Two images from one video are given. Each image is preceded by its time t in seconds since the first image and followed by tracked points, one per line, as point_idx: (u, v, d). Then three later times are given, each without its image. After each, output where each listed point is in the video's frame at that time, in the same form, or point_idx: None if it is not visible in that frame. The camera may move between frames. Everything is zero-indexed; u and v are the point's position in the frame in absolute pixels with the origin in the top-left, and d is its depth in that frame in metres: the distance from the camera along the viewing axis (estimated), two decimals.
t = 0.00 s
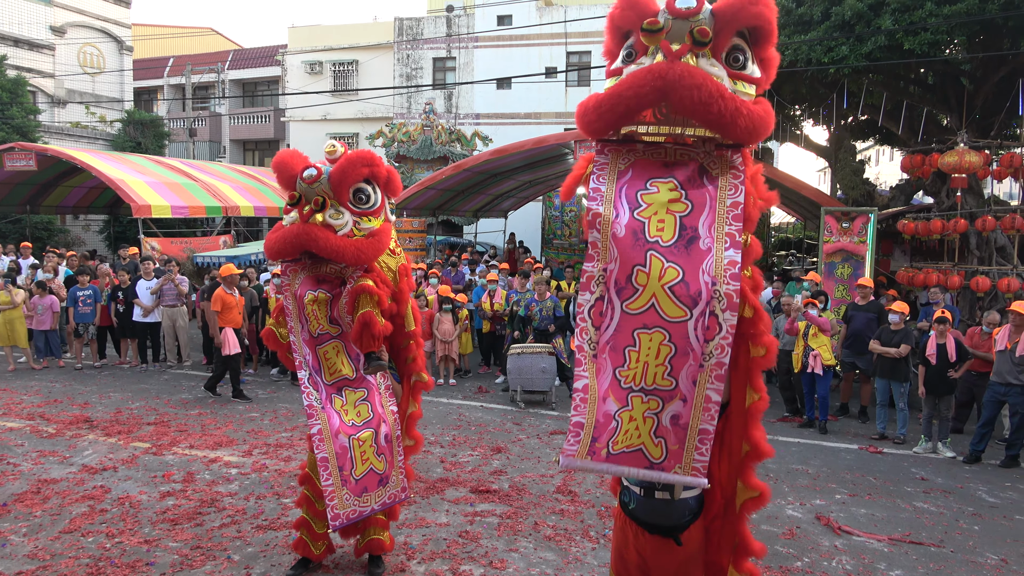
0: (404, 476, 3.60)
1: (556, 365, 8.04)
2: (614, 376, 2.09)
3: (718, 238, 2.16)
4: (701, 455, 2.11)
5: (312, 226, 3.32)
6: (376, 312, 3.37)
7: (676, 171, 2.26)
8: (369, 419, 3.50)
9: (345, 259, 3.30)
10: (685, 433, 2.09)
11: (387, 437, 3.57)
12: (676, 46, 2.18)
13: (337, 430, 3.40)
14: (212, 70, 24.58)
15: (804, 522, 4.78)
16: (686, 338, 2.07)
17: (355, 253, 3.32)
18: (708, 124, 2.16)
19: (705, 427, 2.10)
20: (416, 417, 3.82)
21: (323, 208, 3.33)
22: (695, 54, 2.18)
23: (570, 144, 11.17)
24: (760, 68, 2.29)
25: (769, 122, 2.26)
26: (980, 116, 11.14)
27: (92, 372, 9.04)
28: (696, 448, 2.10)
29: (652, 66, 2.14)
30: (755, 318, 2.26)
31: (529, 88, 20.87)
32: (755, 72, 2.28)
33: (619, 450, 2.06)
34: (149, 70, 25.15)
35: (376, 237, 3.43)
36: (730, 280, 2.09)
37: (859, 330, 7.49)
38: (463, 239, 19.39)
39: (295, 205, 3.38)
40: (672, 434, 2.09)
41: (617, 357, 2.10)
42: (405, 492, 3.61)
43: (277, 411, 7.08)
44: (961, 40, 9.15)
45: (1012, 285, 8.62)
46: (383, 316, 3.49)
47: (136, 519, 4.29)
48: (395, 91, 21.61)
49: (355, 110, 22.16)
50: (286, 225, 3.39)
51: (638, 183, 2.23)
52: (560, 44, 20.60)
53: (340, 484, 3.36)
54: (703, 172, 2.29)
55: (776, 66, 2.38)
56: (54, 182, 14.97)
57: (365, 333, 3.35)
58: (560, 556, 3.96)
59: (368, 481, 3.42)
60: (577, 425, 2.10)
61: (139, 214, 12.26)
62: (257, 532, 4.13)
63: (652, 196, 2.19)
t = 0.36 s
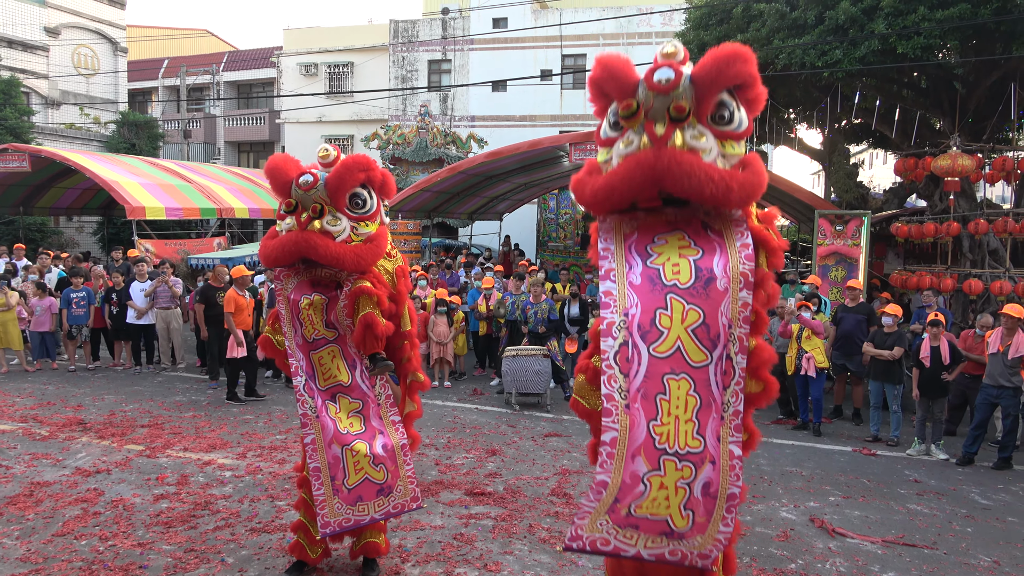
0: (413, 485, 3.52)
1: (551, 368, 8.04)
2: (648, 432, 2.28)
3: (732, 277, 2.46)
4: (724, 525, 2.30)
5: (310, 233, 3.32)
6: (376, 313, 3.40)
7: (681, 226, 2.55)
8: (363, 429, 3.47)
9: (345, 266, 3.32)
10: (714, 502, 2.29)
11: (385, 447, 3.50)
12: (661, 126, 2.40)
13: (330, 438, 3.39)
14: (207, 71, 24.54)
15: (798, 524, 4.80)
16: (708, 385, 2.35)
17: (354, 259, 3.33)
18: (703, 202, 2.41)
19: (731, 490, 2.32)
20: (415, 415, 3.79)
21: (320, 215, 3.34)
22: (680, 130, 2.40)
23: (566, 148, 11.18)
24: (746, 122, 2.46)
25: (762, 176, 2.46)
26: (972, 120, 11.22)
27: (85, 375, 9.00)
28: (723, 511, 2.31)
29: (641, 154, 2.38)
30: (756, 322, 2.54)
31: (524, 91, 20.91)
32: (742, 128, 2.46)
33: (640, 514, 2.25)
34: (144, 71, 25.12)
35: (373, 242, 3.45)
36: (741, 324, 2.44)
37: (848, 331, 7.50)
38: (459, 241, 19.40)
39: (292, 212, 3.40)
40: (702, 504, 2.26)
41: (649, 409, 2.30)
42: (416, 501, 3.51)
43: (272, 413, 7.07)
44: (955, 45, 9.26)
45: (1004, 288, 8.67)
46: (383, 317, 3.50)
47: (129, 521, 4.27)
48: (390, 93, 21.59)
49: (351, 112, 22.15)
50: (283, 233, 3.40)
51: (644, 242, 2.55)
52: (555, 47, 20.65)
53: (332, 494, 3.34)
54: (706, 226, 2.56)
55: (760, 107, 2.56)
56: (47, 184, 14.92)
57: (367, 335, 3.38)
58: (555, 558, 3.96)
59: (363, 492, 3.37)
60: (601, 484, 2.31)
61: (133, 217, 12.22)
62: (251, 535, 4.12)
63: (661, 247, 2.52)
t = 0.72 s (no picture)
0: (373, 508, 3.46)
1: (547, 370, 8.05)
2: (662, 453, 2.37)
3: (718, 311, 2.59)
4: (794, 525, 2.13)
5: (304, 235, 3.33)
6: (371, 318, 3.36)
7: (669, 255, 2.63)
8: (337, 443, 3.43)
9: (339, 267, 3.31)
10: (765, 502, 2.20)
11: (354, 465, 3.45)
12: (659, 138, 2.44)
13: (300, 451, 3.36)
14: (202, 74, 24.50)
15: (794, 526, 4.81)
16: (712, 409, 2.46)
17: (349, 261, 3.32)
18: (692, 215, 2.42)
19: (778, 492, 2.24)
20: (413, 417, 3.79)
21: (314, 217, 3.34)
22: (678, 143, 2.43)
23: (562, 150, 11.19)
24: (745, 140, 2.48)
25: (753, 200, 2.45)
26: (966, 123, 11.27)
27: (80, 378, 8.97)
28: (779, 510, 2.18)
29: (636, 163, 2.43)
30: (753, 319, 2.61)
31: (520, 94, 20.94)
32: (739, 146, 2.48)
33: (704, 533, 2.13)
34: (139, 74, 25.09)
35: (368, 243, 3.43)
36: (736, 351, 2.55)
37: (842, 333, 7.54)
38: (454, 243, 19.40)
39: (285, 214, 3.40)
40: (753, 506, 2.19)
41: (656, 435, 2.42)
42: (372, 524, 3.45)
43: (268, 417, 7.05)
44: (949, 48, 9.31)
45: (999, 290, 8.70)
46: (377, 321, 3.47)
47: (124, 525, 4.26)
48: (386, 95, 21.60)
49: (346, 115, 22.15)
50: (277, 235, 3.41)
51: (634, 275, 2.65)
52: (550, 50, 20.70)
53: (296, 507, 3.29)
54: (694, 247, 2.62)
55: (761, 128, 2.56)
56: (42, 187, 14.87)
57: (361, 339, 3.32)
58: (551, 561, 3.96)
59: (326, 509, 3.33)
60: (640, 500, 2.25)
61: (128, 219, 12.19)
62: (246, 538, 4.11)
63: (649, 284, 2.62)
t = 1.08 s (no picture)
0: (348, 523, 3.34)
1: (543, 372, 8.05)
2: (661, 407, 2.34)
3: (722, 248, 2.42)
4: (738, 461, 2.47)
5: (296, 238, 3.33)
6: (364, 321, 3.38)
7: (669, 198, 2.52)
8: (317, 453, 3.42)
9: (332, 270, 3.31)
10: (723, 444, 2.45)
11: (334, 478, 3.41)
12: (665, 84, 2.39)
13: (281, 453, 3.37)
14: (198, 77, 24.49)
15: (790, 528, 4.82)
16: (705, 351, 2.44)
17: (341, 264, 3.32)
18: (695, 158, 2.35)
19: (735, 429, 2.47)
20: (410, 422, 3.79)
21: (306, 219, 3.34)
22: (682, 91, 2.39)
23: (557, 153, 11.22)
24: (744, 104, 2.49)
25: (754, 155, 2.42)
26: (960, 126, 11.34)
27: (75, 381, 8.94)
28: (733, 448, 2.47)
29: (642, 103, 2.34)
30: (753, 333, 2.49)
31: (516, 97, 20.95)
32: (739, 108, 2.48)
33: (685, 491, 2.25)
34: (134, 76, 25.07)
35: (360, 247, 3.43)
36: (736, 288, 2.43)
37: (836, 335, 7.55)
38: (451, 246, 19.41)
39: (277, 218, 3.39)
40: (716, 450, 2.41)
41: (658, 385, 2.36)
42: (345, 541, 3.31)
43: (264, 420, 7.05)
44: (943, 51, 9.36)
45: (993, 292, 8.74)
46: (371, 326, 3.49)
47: (119, 529, 4.24)
48: (382, 98, 21.61)
49: (342, 117, 22.16)
50: (269, 239, 3.40)
51: (633, 214, 2.48)
52: (547, 53, 20.70)
53: (276, 509, 3.23)
54: (694, 198, 2.55)
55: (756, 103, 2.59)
56: (37, 189, 14.84)
57: (355, 343, 3.36)
58: (547, 563, 3.97)
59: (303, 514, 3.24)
60: (652, 469, 2.22)
61: (123, 221, 12.17)
62: (242, 542, 4.10)
63: (649, 223, 2.45)
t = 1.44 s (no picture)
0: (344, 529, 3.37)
1: (539, 374, 8.06)
2: (666, 464, 2.36)
3: (719, 301, 2.41)
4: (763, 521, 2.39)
5: (287, 241, 3.32)
6: (355, 329, 3.37)
7: (669, 245, 2.43)
8: (308, 459, 3.41)
9: (323, 273, 3.31)
10: (749, 504, 2.33)
11: (324, 483, 3.43)
12: (655, 120, 2.38)
13: (281, 455, 3.44)
14: (194, 78, 24.48)
15: (786, 531, 4.83)
16: (715, 408, 2.33)
17: (332, 267, 3.32)
18: (692, 193, 2.30)
19: (762, 492, 2.35)
20: (400, 426, 3.77)
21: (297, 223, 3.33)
22: (674, 125, 2.36)
23: (554, 155, 11.25)
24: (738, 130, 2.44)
25: (752, 183, 2.36)
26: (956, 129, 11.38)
27: (70, 382, 8.91)
28: (759, 508, 2.37)
29: (632, 142, 2.33)
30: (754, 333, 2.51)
31: (513, 99, 20.97)
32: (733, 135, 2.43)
33: (699, 546, 2.29)
34: (130, 77, 25.06)
35: (353, 249, 3.42)
36: (738, 344, 2.42)
37: (831, 337, 7.58)
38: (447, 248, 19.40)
39: (270, 221, 3.40)
40: (740, 509, 2.32)
41: (661, 443, 2.37)
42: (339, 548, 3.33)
43: (260, 421, 7.04)
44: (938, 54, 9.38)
45: (989, 295, 8.76)
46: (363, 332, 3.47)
47: (115, 530, 4.23)
48: (378, 100, 21.63)
49: (339, 119, 22.14)
50: (262, 242, 3.40)
51: (635, 265, 2.43)
52: (544, 55, 20.70)
53: (278, 506, 3.33)
54: (694, 240, 2.45)
55: (750, 127, 2.55)
56: (33, 190, 14.80)
57: (346, 350, 3.35)
58: (544, 566, 3.96)
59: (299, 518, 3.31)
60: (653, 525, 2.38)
61: (119, 223, 12.15)
62: (238, 543, 4.10)
63: (649, 275, 2.40)
